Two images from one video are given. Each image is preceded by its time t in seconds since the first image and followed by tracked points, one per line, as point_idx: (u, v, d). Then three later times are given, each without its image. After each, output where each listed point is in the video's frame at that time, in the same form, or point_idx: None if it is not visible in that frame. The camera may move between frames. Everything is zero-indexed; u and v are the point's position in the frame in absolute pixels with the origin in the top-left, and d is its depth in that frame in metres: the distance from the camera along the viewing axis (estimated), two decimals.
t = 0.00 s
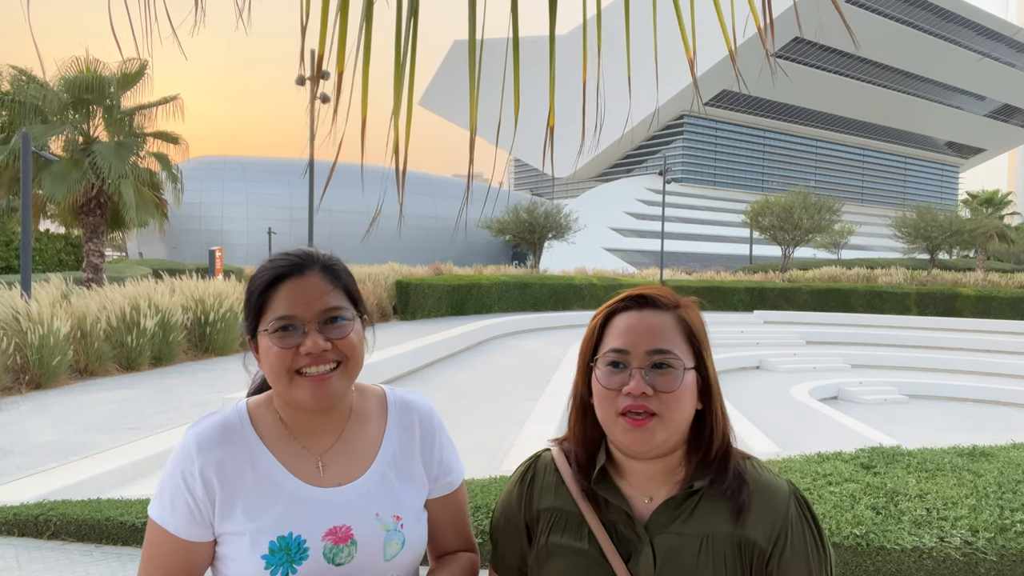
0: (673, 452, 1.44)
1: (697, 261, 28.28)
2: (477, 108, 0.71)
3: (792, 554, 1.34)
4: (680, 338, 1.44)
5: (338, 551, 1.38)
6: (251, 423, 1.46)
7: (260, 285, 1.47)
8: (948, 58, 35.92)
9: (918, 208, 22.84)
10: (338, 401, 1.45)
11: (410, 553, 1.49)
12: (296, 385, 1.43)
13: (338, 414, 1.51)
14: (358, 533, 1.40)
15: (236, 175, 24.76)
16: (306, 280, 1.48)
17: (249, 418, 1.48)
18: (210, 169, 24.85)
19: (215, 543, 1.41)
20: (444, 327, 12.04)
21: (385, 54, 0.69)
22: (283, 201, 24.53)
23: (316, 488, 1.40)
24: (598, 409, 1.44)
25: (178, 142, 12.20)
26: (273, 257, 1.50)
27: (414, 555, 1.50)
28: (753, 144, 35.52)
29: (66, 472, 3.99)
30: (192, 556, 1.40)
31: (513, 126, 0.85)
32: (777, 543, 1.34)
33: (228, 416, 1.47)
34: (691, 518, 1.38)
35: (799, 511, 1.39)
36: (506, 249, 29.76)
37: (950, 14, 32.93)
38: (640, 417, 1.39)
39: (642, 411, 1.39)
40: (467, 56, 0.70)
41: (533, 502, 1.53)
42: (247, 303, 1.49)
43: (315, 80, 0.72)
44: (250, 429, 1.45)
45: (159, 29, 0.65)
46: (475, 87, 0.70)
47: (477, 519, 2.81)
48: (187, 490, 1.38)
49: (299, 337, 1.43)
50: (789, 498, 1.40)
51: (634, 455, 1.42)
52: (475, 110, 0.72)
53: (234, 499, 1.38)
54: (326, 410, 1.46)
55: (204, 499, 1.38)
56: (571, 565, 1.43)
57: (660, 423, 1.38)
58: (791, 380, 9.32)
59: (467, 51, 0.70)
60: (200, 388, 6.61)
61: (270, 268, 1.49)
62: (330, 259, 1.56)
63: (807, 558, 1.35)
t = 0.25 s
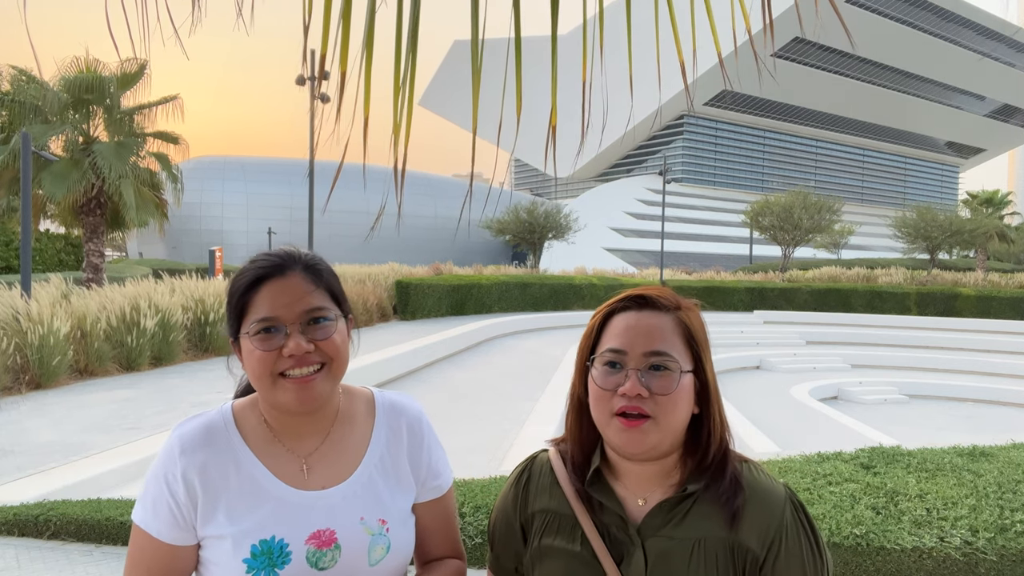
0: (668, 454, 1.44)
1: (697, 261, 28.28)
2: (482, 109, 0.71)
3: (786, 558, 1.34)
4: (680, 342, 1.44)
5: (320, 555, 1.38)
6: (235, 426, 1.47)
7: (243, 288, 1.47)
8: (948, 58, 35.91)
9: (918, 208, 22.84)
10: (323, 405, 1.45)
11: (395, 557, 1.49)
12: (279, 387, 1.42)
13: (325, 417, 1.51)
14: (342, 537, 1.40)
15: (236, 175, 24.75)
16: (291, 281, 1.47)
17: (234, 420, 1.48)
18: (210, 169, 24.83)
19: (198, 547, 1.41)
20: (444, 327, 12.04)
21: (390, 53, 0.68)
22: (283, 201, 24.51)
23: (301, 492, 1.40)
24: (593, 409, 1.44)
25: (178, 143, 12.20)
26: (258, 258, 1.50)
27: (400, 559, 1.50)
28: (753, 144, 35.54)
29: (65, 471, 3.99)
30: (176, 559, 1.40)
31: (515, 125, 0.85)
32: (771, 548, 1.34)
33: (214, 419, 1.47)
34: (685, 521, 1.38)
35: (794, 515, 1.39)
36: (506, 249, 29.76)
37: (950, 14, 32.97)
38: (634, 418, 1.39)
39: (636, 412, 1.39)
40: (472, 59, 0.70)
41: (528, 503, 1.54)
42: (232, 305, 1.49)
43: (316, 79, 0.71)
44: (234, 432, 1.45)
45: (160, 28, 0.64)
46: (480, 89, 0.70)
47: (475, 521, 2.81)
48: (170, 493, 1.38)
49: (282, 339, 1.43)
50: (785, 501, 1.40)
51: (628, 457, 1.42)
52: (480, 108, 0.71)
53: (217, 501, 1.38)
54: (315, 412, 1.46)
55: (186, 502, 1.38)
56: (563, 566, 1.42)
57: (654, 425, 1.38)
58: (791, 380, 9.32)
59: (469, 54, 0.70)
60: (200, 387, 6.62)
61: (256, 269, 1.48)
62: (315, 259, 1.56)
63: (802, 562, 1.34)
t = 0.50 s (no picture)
0: (665, 454, 1.44)
1: (697, 261, 28.29)
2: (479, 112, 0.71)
3: (783, 559, 1.33)
4: (676, 342, 1.44)
5: (310, 558, 1.38)
6: (227, 427, 1.47)
7: (234, 289, 1.47)
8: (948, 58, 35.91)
9: (918, 208, 22.84)
10: (317, 405, 1.45)
11: (387, 560, 1.49)
12: (271, 389, 1.42)
13: (318, 418, 1.50)
14: (332, 540, 1.40)
15: (236, 175, 24.76)
16: (280, 282, 1.47)
17: (227, 421, 1.48)
18: (210, 169, 24.84)
19: (189, 548, 1.41)
20: (444, 327, 12.05)
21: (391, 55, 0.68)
22: (283, 201, 24.54)
23: (292, 494, 1.40)
24: (589, 408, 1.45)
25: (178, 143, 12.21)
26: (248, 258, 1.50)
27: (392, 561, 1.50)
28: (753, 144, 35.54)
29: (65, 471, 3.99)
30: (167, 560, 1.40)
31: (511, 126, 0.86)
32: (766, 547, 1.34)
33: (205, 419, 1.47)
34: (680, 520, 1.38)
35: (792, 515, 1.38)
36: (506, 249, 29.76)
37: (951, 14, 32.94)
38: (630, 417, 1.39)
39: (631, 412, 1.39)
40: (471, 63, 0.69)
41: (526, 501, 1.54)
42: (222, 306, 1.48)
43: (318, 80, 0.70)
44: (227, 433, 1.45)
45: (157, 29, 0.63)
46: (476, 92, 0.70)
47: (475, 521, 2.81)
48: (160, 495, 1.38)
49: (273, 341, 1.43)
50: (783, 501, 1.40)
51: (623, 457, 1.42)
52: (478, 110, 0.71)
53: (209, 502, 1.38)
54: (308, 412, 1.46)
55: (177, 504, 1.38)
56: (558, 565, 1.43)
57: (650, 424, 1.38)
58: (791, 380, 9.32)
59: (468, 56, 0.70)
60: (200, 387, 6.61)
61: (245, 270, 1.48)
62: (305, 260, 1.55)
63: (798, 563, 1.34)
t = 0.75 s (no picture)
0: (663, 455, 1.44)
1: (697, 261, 28.30)
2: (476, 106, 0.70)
3: (782, 559, 1.33)
4: (675, 342, 1.44)
5: (339, 551, 1.38)
6: (252, 425, 1.46)
7: (253, 289, 1.47)
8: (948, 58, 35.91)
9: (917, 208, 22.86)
10: (337, 403, 1.46)
11: (410, 554, 1.49)
12: (292, 388, 1.42)
13: (338, 415, 1.51)
14: (359, 534, 1.40)
15: (236, 175, 24.77)
16: (299, 282, 1.47)
17: (250, 419, 1.48)
18: (210, 169, 24.84)
19: (218, 545, 1.41)
20: (444, 327, 12.04)
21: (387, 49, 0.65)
22: (283, 201, 24.54)
23: (318, 490, 1.40)
24: (589, 409, 1.44)
25: (177, 142, 12.21)
26: (264, 258, 1.50)
27: (415, 555, 1.50)
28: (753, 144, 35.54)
29: (65, 472, 3.99)
30: (195, 557, 1.40)
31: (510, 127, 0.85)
32: (764, 550, 1.34)
33: (229, 417, 1.47)
34: (679, 522, 1.38)
35: (790, 518, 1.38)
36: (506, 249, 29.76)
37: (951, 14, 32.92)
38: (628, 419, 1.39)
39: (631, 413, 1.39)
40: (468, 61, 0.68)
41: (523, 504, 1.54)
42: (240, 307, 1.48)
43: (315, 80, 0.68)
44: (251, 430, 1.45)
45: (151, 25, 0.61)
46: (473, 83, 0.69)
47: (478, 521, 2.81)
48: (189, 491, 1.37)
49: (295, 342, 1.43)
50: (780, 503, 1.40)
51: (622, 458, 1.42)
52: (473, 110, 0.70)
53: (237, 499, 1.38)
54: (327, 410, 1.47)
55: (205, 501, 1.37)
56: (555, 568, 1.43)
57: (649, 426, 1.38)
58: (791, 380, 9.32)
59: (466, 54, 0.68)
60: (200, 387, 6.61)
61: (263, 270, 1.48)
62: (322, 261, 1.56)
63: (799, 564, 1.34)
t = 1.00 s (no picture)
0: (663, 455, 1.44)
1: (697, 261, 28.31)
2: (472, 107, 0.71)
3: (782, 560, 1.33)
4: (674, 341, 1.44)
5: (339, 550, 1.37)
6: (248, 425, 1.46)
7: (249, 289, 1.47)
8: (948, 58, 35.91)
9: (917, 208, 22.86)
10: (334, 403, 1.46)
11: (409, 553, 1.49)
12: (289, 388, 1.42)
13: (337, 414, 1.51)
14: (359, 533, 1.40)
15: (236, 175, 24.77)
16: (298, 282, 1.47)
17: (247, 420, 1.48)
18: (210, 169, 24.83)
19: (217, 545, 1.40)
20: (445, 327, 12.04)
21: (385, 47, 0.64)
22: (283, 201, 24.52)
23: (315, 490, 1.40)
24: (588, 410, 1.44)
25: (178, 142, 12.21)
26: (262, 259, 1.50)
27: (414, 554, 1.50)
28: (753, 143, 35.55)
29: (65, 471, 3.99)
30: (193, 559, 1.39)
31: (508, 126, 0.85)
32: (765, 550, 1.34)
33: (227, 417, 1.47)
34: (680, 522, 1.38)
35: (790, 520, 1.38)
36: (506, 249, 29.76)
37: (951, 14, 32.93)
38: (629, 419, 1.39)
39: (630, 413, 1.39)
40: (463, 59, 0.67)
41: (524, 504, 1.54)
42: (238, 308, 1.48)
43: (316, 80, 0.68)
44: (249, 430, 1.45)
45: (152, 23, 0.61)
46: (470, 79, 0.69)
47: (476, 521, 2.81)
48: (187, 492, 1.37)
49: (291, 341, 1.43)
50: (780, 504, 1.40)
51: (623, 457, 1.42)
52: (471, 108, 0.70)
53: (235, 500, 1.38)
54: (325, 409, 1.47)
55: (205, 502, 1.38)
56: (558, 568, 1.42)
57: (649, 425, 1.38)
58: (791, 381, 9.31)
59: (462, 55, 0.68)
60: (200, 387, 6.61)
61: (261, 270, 1.48)
62: (320, 261, 1.56)
63: (798, 564, 1.34)
